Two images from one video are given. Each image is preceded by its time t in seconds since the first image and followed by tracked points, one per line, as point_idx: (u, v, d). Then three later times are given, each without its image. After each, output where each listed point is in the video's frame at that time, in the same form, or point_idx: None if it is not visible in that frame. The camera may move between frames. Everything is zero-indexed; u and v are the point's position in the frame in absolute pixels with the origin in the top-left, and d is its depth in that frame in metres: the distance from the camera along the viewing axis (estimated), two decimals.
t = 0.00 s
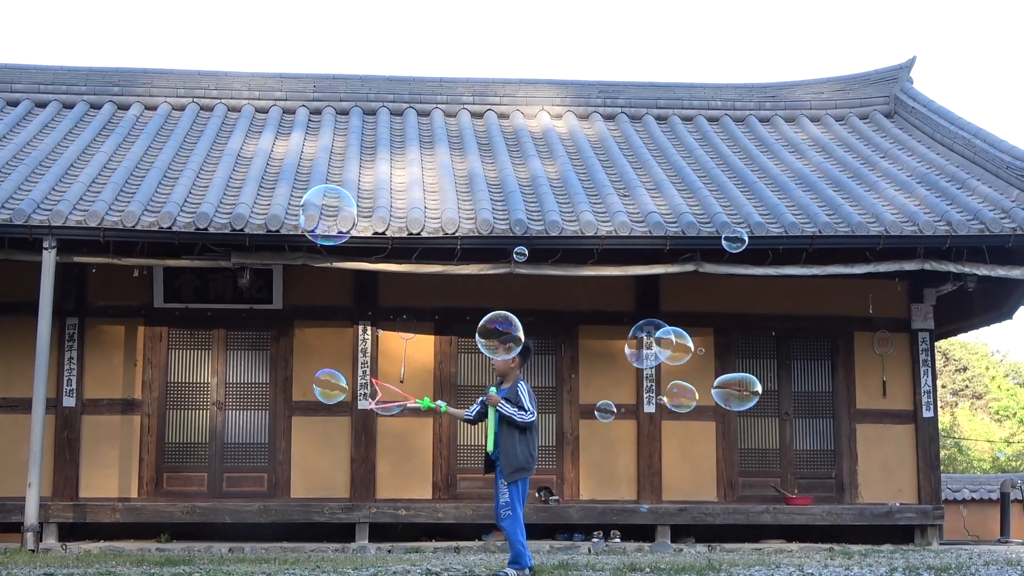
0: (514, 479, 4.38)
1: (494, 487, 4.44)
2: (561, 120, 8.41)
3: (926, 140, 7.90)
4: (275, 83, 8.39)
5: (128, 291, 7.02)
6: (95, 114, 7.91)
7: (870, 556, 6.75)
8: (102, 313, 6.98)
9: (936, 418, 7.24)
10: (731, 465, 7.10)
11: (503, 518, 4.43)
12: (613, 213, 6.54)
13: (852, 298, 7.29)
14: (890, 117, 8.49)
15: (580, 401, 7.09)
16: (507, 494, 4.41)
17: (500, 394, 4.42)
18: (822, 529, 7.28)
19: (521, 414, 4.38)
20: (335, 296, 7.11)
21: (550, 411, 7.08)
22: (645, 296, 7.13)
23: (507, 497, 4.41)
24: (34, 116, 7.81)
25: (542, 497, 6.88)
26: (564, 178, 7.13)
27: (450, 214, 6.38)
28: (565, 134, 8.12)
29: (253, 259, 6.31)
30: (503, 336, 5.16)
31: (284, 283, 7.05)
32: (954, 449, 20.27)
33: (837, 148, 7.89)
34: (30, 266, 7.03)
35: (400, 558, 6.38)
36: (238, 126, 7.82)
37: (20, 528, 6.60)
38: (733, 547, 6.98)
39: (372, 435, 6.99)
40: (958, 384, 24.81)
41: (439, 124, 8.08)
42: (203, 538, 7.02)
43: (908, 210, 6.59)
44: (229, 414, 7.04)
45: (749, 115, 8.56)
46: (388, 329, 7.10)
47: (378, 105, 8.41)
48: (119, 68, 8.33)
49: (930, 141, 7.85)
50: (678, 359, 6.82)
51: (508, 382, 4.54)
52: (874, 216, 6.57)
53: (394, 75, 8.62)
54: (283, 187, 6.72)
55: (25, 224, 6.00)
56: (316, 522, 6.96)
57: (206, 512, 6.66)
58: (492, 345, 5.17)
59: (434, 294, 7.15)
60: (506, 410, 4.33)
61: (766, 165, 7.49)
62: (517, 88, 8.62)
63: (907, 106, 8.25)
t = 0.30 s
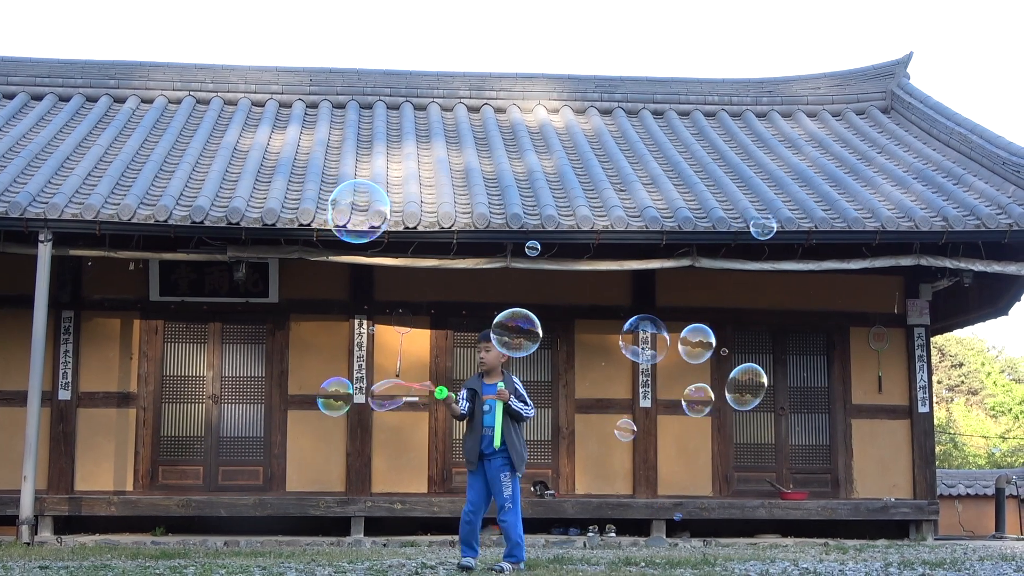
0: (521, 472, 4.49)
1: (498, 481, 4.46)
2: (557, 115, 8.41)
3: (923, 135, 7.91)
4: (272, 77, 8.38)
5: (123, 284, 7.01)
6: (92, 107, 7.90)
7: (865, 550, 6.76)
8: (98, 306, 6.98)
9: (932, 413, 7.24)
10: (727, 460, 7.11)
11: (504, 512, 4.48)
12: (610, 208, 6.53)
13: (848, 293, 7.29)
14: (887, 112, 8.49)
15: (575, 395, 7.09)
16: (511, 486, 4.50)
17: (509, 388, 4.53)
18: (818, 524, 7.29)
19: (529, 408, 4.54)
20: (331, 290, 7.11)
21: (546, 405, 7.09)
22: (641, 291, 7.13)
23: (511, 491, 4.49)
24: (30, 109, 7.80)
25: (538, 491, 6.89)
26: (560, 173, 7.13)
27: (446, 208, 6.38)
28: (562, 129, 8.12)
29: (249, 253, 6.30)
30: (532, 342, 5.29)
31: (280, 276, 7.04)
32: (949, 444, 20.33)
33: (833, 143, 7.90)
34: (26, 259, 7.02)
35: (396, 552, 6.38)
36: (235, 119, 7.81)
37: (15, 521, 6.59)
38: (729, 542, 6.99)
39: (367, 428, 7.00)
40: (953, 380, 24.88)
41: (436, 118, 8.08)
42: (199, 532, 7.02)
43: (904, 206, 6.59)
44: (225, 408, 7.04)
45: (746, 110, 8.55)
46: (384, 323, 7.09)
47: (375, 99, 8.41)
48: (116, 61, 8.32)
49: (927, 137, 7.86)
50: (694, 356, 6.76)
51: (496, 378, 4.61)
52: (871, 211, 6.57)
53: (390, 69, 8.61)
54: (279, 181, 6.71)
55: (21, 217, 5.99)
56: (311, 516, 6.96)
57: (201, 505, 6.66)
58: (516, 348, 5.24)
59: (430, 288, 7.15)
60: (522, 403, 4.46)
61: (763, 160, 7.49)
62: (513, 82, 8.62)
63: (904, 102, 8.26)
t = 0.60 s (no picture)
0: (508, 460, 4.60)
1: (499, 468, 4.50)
2: (554, 108, 8.41)
3: (919, 129, 7.92)
4: (268, 69, 8.38)
5: (119, 276, 7.00)
6: (88, 99, 7.89)
7: (860, 544, 6.77)
8: (94, 299, 6.98)
9: (927, 407, 7.25)
10: (722, 453, 7.13)
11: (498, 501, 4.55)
12: (607, 201, 6.53)
13: (844, 287, 7.30)
14: (883, 107, 8.50)
15: (571, 388, 7.09)
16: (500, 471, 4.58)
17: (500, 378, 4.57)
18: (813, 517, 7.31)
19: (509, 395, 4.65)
20: (327, 282, 7.11)
21: (542, 398, 7.09)
22: (637, 284, 7.14)
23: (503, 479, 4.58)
24: (27, 101, 7.79)
25: (534, 484, 6.91)
26: (557, 166, 7.13)
27: (443, 201, 6.37)
28: (559, 122, 8.12)
29: (245, 246, 6.30)
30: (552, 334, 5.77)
31: (276, 268, 7.03)
32: (945, 438, 20.40)
33: (830, 137, 7.90)
34: (23, 251, 7.02)
35: (392, 544, 6.38)
36: (231, 112, 7.81)
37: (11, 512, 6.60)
38: (724, 535, 7.00)
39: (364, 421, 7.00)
40: (949, 374, 24.95)
41: (433, 111, 8.08)
42: (195, 524, 7.03)
43: (901, 200, 6.60)
44: (221, 400, 7.04)
45: (743, 103, 8.56)
46: (381, 316, 7.09)
47: (372, 92, 8.40)
48: (112, 53, 8.31)
49: (923, 131, 7.87)
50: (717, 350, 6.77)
51: (474, 370, 4.57)
52: (867, 205, 6.57)
53: (387, 62, 8.60)
54: (276, 173, 6.71)
55: (17, 208, 5.99)
56: (307, 509, 6.97)
57: (197, 498, 6.66)
58: (532, 343, 5.77)
59: (427, 281, 7.15)
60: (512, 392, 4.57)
61: (759, 153, 7.50)
62: (510, 75, 8.62)
63: (901, 96, 8.26)
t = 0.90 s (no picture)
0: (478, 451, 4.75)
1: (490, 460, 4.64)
2: (551, 102, 8.41)
3: (916, 124, 7.92)
4: (265, 63, 8.37)
5: (116, 270, 7.00)
6: (84, 92, 7.88)
7: (855, 538, 6.77)
8: (90, 292, 6.97)
9: (923, 401, 7.26)
10: (719, 447, 7.12)
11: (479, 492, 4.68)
12: (603, 195, 6.53)
13: (840, 281, 7.31)
14: (880, 101, 8.51)
15: (568, 382, 7.08)
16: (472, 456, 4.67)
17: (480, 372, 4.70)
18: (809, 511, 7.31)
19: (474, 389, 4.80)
20: (324, 276, 7.11)
21: (538, 391, 7.07)
22: (634, 278, 7.14)
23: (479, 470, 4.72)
24: (23, 93, 7.78)
25: (530, 478, 6.91)
26: (554, 159, 7.13)
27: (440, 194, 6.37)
28: (555, 116, 8.12)
29: (242, 239, 6.29)
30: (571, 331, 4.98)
31: (272, 261, 7.04)
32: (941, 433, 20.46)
33: (826, 131, 7.91)
34: (18, 244, 7.01)
35: (388, 538, 6.39)
36: (228, 105, 7.80)
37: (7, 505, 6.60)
38: (720, 529, 7.00)
39: (360, 414, 7.00)
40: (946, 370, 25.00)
41: (429, 104, 8.07)
42: (191, 517, 7.03)
43: (897, 194, 6.60)
44: (217, 393, 7.03)
45: (740, 97, 8.56)
46: (377, 310, 7.10)
47: (368, 85, 8.40)
48: (108, 46, 8.30)
49: (919, 125, 7.88)
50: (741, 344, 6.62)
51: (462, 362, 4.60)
52: (863, 199, 6.57)
53: (384, 55, 8.60)
54: (272, 166, 6.71)
55: (13, 201, 5.98)
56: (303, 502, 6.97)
57: (193, 491, 6.67)
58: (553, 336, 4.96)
59: (423, 274, 7.15)
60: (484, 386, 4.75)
61: (756, 147, 7.50)
62: (507, 68, 8.61)
63: (897, 90, 8.27)
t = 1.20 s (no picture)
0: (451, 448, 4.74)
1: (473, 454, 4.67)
2: (547, 95, 8.42)
3: (912, 118, 7.93)
4: (261, 55, 8.36)
5: (111, 262, 7.00)
6: (80, 85, 7.88)
7: (850, 532, 6.78)
8: (85, 284, 6.96)
9: (918, 396, 7.27)
10: (714, 442, 7.13)
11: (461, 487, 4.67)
12: (598, 188, 6.53)
13: (835, 276, 7.31)
14: (876, 95, 8.51)
15: (563, 376, 7.08)
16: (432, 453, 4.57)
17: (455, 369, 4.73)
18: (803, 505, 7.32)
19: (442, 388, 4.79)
20: (319, 269, 7.10)
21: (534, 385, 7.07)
22: (629, 272, 7.14)
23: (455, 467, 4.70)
24: (18, 86, 7.77)
25: (525, 471, 6.91)
26: (550, 153, 7.13)
27: (436, 187, 6.37)
28: (551, 109, 8.13)
29: (237, 232, 6.29)
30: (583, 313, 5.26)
31: (268, 255, 7.04)
32: (936, 428, 20.52)
33: (822, 126, 7.91)
34: (14, 236, 7.01)
35: (383, 531, 6.39)
36: (224, 98, 7.80)
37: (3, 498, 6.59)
38: (715, 523, 7.01)
39: (355, 407, 7.00)
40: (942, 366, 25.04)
41: (425, 98, 8.07)
42: (186, 510, 7.03)
43: (893, 188, 6.60)
44: (213, 386, 7.03)
45: (736, 91, 8.56)
46: (373, 303, 7.09)
47: (364, 78, 8.39)
48: (104, 38, 8.29)
49: (915, 120, 7.89)
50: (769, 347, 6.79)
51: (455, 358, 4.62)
52: (859, 194, 6.57)
53: (379, 49, 8.60)
54: (268, 159, 6.71)
55: (8, 194, 5.98)
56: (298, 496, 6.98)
57: (189, 484, 6.67)
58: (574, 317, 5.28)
59: (419, 268, 7.15)
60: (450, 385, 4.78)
61: (752, 142, 7.50)
62: (503, 62, 8.61)
63: (894, 85, 8.27)
